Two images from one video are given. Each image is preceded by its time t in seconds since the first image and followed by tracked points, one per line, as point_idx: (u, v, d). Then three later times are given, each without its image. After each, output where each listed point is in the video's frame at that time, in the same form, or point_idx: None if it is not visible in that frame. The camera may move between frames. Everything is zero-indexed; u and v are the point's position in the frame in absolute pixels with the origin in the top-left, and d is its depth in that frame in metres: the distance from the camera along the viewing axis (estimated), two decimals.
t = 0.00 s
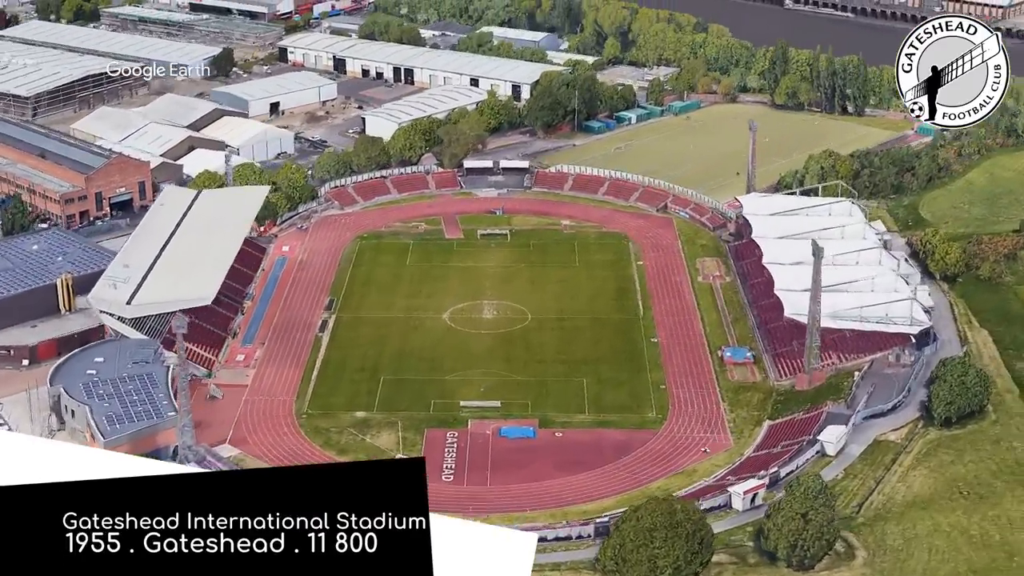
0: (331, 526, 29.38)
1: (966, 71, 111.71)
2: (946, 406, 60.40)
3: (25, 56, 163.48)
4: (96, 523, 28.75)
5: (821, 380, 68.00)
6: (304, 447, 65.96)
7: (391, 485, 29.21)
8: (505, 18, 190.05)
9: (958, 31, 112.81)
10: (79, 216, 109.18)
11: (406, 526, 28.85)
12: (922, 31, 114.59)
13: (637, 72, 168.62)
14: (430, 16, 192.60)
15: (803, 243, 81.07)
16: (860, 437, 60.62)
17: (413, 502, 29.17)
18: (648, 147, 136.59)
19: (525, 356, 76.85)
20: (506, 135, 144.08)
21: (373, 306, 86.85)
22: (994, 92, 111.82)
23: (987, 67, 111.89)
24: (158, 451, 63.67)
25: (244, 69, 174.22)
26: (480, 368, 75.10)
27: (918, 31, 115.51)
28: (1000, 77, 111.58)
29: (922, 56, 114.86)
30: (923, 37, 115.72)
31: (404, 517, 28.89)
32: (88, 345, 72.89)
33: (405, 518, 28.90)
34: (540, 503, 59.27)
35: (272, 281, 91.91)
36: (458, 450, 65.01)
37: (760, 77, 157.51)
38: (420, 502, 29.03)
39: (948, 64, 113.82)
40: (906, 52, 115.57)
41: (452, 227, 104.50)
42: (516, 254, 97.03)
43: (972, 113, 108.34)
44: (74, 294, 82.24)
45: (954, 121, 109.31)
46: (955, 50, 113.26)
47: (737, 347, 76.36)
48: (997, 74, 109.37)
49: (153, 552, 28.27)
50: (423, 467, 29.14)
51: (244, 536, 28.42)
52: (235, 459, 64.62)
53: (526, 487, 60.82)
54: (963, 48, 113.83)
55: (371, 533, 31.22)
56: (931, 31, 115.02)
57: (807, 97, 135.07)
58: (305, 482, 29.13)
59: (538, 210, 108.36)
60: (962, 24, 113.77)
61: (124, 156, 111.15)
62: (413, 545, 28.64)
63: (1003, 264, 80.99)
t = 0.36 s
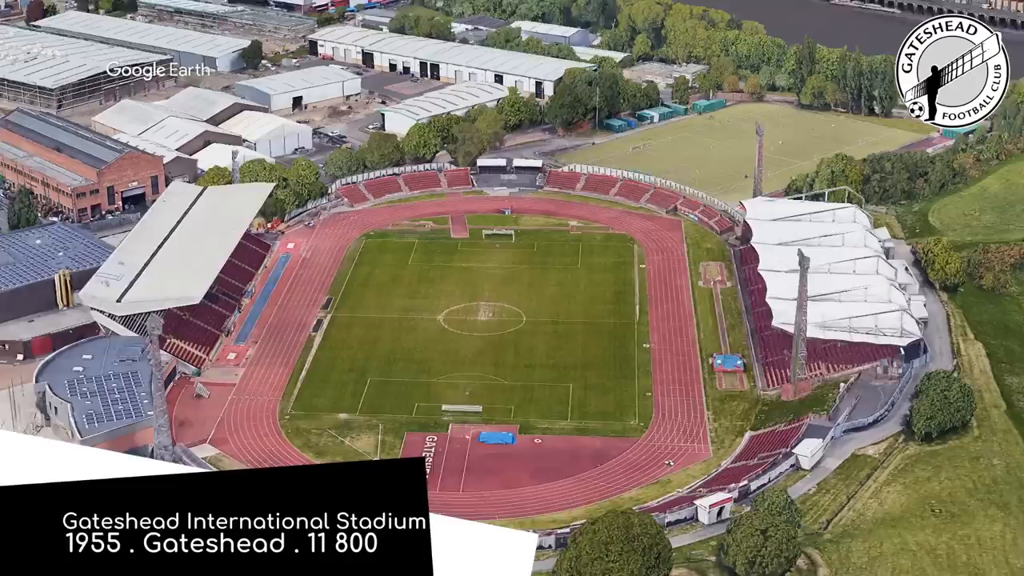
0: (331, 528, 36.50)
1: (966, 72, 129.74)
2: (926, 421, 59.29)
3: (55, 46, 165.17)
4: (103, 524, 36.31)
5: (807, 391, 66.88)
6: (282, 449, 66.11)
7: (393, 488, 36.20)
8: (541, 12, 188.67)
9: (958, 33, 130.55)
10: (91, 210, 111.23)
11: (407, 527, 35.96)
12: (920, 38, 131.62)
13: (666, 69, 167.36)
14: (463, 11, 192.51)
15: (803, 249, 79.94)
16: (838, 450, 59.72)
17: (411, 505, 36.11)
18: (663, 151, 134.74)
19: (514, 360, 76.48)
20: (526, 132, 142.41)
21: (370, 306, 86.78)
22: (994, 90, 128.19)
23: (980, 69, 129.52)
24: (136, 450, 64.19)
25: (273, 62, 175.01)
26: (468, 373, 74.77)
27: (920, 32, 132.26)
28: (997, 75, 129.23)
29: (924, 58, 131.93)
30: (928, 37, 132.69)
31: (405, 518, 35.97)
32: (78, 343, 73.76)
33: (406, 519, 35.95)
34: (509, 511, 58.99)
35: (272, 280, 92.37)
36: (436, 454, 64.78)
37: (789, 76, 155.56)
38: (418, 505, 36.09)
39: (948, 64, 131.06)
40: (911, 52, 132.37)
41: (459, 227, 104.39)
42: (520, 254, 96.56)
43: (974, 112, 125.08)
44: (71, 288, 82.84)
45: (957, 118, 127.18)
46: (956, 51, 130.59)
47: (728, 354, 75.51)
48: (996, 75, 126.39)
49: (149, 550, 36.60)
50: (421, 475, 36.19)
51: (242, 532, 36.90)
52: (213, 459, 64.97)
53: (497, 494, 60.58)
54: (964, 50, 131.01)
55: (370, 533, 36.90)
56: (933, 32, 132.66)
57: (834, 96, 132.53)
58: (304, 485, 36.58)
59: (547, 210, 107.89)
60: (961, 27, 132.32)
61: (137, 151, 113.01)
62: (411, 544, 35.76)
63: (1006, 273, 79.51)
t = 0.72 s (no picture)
0: (329, 528, 33.97)
1: (966, 72, 123.08)
2: (906, 425, 58.61)
3: (89, 32, 166.87)
4: (103, 523, 33.67)
5: (793, 392, 66.32)
6: (267, 438, 66.77)
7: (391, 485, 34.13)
8: (573, 4, 188.38)
9: (958, 32, 123.64)
10: (108, 196, 113.13)
11: (407, 526, 33.95)
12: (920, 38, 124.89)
13: (698, 62, 166.01)
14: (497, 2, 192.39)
15: (802, 249, 79.10)
16: (816, 452, 59.28)
17: (412, 504, 34.11)
18: (681, 145, 133.22)
19: (507, 355, 76.56)
20: (549, 124, 142.20)
21: (372, 298, 87.18)
22: (994, 91, 123.48)
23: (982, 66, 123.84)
24: (122, 437, 65.02)
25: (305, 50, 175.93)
26: (460, 366, 74.91)
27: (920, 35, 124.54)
28: (998, 75, 124.10)
29: (923, 57, 125.48)
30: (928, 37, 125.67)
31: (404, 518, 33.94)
32: (76, 329, 74.94)
33: (406, 519, 33.95)
34: (483, 506, 59.24)
35: (278, 270, 93.00)
36: (418, 448, 65.07)
37: (820, 70, 153.70)
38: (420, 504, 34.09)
39: (949, 63, 124.98)
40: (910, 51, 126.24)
41: (469, 218, 104.44)
42: (526, 248, 96.45)
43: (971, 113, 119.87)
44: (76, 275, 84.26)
45: (955, 119, 123.45)
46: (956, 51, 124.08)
47: (722, 352, 75.11)
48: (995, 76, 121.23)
49: (152, 551, 33.73)
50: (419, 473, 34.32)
51: (244, 532, 33.98)
52: (200, 448, 65.58)
53: (474, 489, 60.84)
54: (963, 48, 124.39)
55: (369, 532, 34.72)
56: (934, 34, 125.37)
57: (859, 91, 130.86)
58: (306, 484, 34.38)
59: (559, 204, 107.61)
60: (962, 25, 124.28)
61: (155, 139, 114.85)
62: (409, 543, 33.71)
63: (1009, 275, 78.22)
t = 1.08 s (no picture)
0: None
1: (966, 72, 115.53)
2: (884, 421, 58.36)
3: (131, 12, 168.64)
4: None
5: (781, 385, 66.19)
6: (258, 418, 67.90)
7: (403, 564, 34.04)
8: None
9: (958, 31, 116.11)
10: (134, 177, 115.37)
11: None
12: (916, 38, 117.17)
13: (736, 51, 164.48)
14: None
15: (805, 242, 78.60)
16: (794, 447, 59.20)
17: None
18: (707, 135, 131.74)
19: (504, 342, 77.01)
20: (578, 112, 141.85)
21: (378, 283, 88.00)
22: (994, 90, 115.53)
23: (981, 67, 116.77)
24: (114, 416, 66.44)
25: (345, 34, 176.91)
26: (455, 352, 75.50)
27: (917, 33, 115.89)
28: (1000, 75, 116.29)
29: (923, 57, 117.55)
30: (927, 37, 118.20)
31: None
32: (82, 308, 76.61)
33: None
34: (461, 491, 59.81)
35: (290, 254, 94.16)
36: (403, 431, 65.83)
37: (856, 62, 151.78)
38: None
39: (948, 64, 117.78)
40: (908, 51, 118.17)
41: (485, 206, 104.91)
42: (537, 236, 96.69)
43: (972, 113, 111.02)
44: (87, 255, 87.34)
45: (952, 120, 113.23)
46: (955, 52, 116.68)
47: (717, 344, 74.98)
48: (997, 75, 112.63)
49: None
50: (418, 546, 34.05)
51: None
52: (191, 427, 66.78)
53: (453, 474, 61.44)
54: (962, 48, 117.25)
55: None
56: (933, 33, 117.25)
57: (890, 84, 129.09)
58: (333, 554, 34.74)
59: (576, 192, 107.63)
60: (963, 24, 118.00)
61: (180, 121, 116.80)
62: None
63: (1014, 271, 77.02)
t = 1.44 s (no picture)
0: None
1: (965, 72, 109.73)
2: (865, 414, 58.24)
3: None
4: None
5: (771, 376, 66.22)
6: (254, 396, 69.16)
7: None
8: None
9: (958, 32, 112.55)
10: (164, 156, 117.51)
11: None
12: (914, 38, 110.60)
13: (778, 39, 162.75)
14: None
15: (809, 234, 78.23)
16: (774, 437, 59.24)
17: None
18: (737, 123, 130.73)
19: (504, 326, 77.62)
20: (611, 98, 141.48)
21: (389, 265, 88.91)
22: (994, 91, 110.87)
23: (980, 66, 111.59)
24: (113, 389, 67.99)
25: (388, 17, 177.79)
26: (454, 336, 76.30)
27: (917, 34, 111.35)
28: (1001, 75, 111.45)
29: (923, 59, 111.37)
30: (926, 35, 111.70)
31: None
32: (93, 283, 78.44)
33: None
34: (442, 472, 60.57)
35: (307, 235, 95.45)
36: (394, 412, 66.73)
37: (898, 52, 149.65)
38: None
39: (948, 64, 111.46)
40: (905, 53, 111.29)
41: (504, 190, 105.31)
42: (552, 221, 97.04)
43: (972, 113, 105.00)
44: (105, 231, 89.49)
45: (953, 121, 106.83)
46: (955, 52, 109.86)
47: (716, 334, 74.95)
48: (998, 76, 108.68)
49: None
50: None
51: None
52: (188, 403, 68.16)
53: (437, 455, 62.24)
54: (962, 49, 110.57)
55: None
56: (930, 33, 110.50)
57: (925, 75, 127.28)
58: None
59: (597, 178, 107.68)
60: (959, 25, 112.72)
61: (210, 101, 118.73)
62: None
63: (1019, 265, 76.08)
